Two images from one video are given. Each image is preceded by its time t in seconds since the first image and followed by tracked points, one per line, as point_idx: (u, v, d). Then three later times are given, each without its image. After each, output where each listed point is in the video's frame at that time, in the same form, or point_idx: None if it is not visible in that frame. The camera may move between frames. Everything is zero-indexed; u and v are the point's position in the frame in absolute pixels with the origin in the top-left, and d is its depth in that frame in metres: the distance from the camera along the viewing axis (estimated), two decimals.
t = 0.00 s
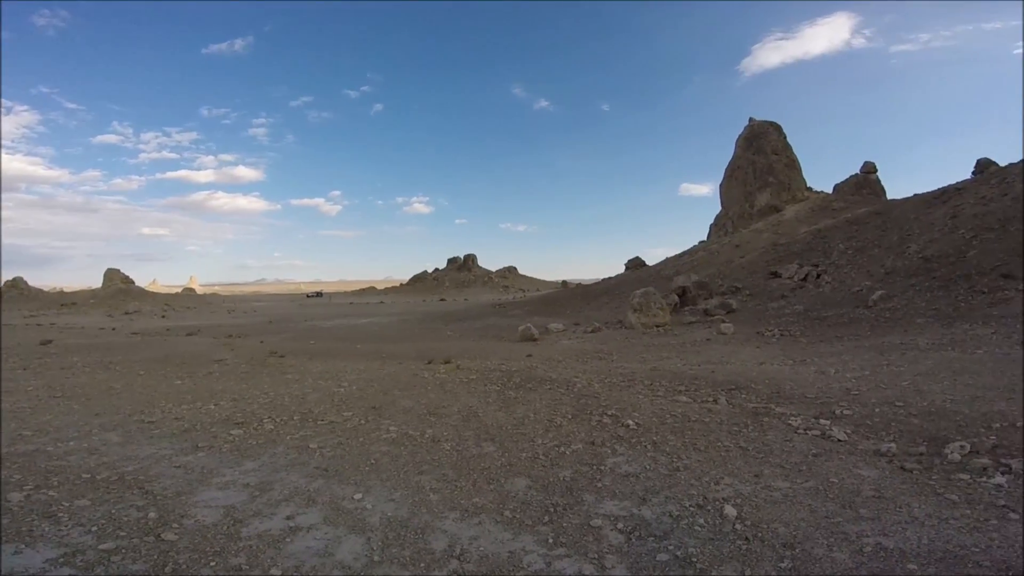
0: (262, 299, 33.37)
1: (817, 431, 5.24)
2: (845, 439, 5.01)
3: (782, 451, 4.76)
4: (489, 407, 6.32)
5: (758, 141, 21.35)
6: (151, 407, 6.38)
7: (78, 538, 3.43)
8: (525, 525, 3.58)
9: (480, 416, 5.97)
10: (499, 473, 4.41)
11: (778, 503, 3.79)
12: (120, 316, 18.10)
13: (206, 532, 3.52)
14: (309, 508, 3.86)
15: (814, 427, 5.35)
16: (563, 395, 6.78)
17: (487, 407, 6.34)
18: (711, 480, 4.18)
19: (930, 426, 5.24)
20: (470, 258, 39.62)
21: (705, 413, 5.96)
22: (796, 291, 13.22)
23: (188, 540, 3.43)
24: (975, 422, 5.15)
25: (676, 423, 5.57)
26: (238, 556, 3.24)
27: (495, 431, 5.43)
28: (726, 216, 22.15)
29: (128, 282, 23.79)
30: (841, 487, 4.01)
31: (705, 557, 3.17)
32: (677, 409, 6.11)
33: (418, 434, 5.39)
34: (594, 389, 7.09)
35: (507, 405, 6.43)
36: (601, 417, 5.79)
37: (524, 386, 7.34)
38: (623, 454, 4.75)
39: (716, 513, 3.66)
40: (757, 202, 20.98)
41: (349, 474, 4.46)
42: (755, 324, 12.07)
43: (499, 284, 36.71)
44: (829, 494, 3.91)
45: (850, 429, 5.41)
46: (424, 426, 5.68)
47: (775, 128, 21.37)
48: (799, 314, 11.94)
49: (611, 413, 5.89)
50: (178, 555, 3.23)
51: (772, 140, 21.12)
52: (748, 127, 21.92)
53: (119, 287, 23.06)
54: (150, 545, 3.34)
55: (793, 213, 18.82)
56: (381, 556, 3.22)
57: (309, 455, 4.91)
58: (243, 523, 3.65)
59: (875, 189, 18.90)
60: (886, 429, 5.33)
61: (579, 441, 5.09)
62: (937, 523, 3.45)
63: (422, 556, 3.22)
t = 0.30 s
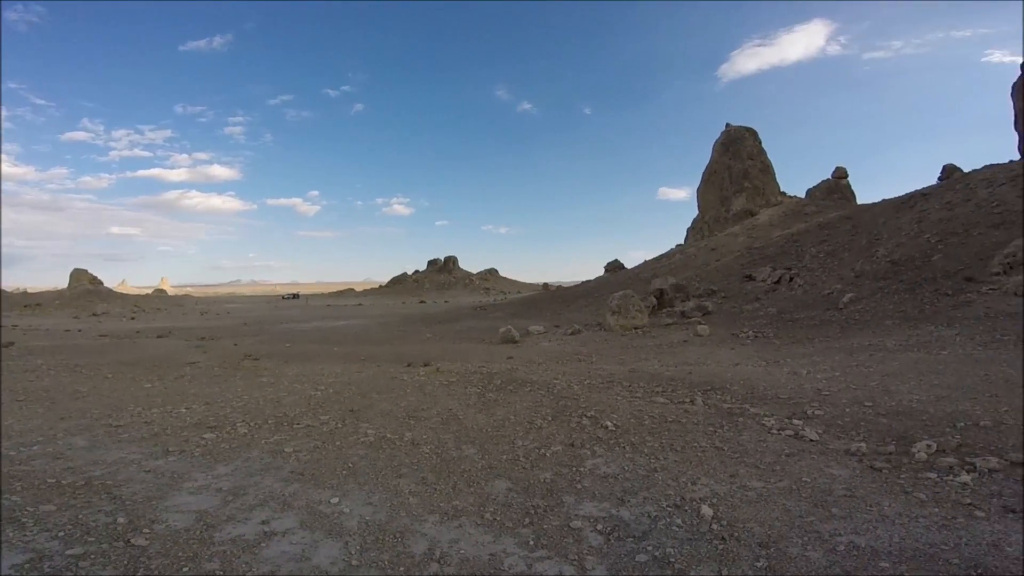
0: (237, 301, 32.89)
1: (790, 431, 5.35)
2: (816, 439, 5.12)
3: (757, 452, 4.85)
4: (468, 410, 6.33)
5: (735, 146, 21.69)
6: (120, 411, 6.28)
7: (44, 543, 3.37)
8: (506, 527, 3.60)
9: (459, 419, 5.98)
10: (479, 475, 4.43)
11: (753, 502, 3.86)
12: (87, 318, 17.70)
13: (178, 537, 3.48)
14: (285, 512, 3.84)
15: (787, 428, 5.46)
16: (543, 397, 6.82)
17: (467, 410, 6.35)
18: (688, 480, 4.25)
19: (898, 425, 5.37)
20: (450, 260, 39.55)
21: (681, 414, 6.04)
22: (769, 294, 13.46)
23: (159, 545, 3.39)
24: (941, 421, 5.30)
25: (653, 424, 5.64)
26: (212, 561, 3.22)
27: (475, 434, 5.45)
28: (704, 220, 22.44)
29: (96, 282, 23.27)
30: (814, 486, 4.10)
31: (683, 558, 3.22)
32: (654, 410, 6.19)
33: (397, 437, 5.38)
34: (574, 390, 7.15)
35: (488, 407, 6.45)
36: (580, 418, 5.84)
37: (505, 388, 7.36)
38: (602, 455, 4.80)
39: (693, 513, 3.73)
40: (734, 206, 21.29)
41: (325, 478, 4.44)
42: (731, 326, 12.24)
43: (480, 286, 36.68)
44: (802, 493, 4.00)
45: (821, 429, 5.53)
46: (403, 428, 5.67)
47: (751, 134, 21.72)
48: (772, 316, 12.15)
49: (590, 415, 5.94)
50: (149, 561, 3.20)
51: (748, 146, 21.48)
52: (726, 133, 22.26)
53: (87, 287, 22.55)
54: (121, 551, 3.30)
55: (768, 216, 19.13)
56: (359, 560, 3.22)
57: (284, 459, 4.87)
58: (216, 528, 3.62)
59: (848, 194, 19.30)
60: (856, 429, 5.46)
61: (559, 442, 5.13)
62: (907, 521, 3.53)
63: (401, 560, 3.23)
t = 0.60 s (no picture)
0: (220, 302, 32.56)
1: (772, 432, 5.41)
2: (798, 439, 5.19)
3: (740, 452, 4.91)
4: (455, 412, 6.34)
5: (720, 150, 21.89)
6: (98, 413, 6.21)
7: (20, 547, 3.33)
8: (493, 529, 3.60)
9: (445, 420, 5.98)
10: (465, 477, 4.44)
11: (737, 503, 3.91)
12: (66, 318, 17.42)
13: (158, 540, 3.46)
14: (267, 515, 3.82)
15: (770, 428, 5.52)
16: (530, 399, 6.84)
17: (454, 411, 6.35)
18: (672, 481, 4.29)
19: (878, 426, 5.45)
20: (437, 262, 39.47)
21: (667, 415, 6.09)
22: (752, 296, 13.60)
23: (139, 548, 3.36)
24: (919, 421, 5.38)
25: (639, 425, 5.68)
26: (193, 564, 3.20)
27: (462, 435, 5.45)
28: (689, 223, 22.61)
29: (75, 282, 22.91)
30: (796, 486, 4.15)
31: (668, 558, 3.24)
32: (640, 411, 6.23)
33: (383, 439, 5.37)
34: (561, 392, 7.18)
35: (475, 408, 6.45)
36: (566, 420, 5.87)
37: (492, 390, 7.37)
38: (588, 456, 4.83)
39: (677, 513, 3.76)
40: (719, 209, 21.47)
41: (309, 480, 4.42)
42: (715, 328, 12.35)
43: (467, 288, 36.63)
44: (785, 493, 4.05)
45: (803, 429, 5.60)
46: (388, 430, 5.66)
47: (736, 138, 21.93)
48: (756, 317, 12.28)
49: (577, 416, 5.97)
50: (129, 564, 3.17)
51: (733, 150, 21.69)
52: (711, 136, 22.45)
53: (65, 287, 22.19)
54: (99, 554, 3.27)
55: (752, 219, 19.32)
56: (344, 563, 3.21)
57: (267, 462, 4.84)
58: (197, 531, 3.59)
59: (830, 198, 19.55)
60: (837, 429, 5.53)
61: (546, 444, 5.15)
62: (888, 521, 3.58)
63: (387, 562, 3.22)
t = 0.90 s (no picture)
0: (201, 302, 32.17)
1: (755, 429, 5.49)
2: (779, 436, 5.27)
3: (723, 449, 4.97)
4: (441, 412, 6.34)
5: (703, 150, 22.09)
6: (74, 416, 6.13)
7: None
8: (481, 529, 3.62)
9: (431, 421, 5.99)
10: (452, 478, 4.45)
11: (721, 499, 3.96)
12: (40, 319, 17.11)
13: (139, 543, 3.44)
14: (250, 518, 3.80)
15: (752, 425, 5.60)
16: (516, 398, 6.87)
17: (439, 412, 6.34)
18: (657, 479, 4.33)
19: (857, 422, 5.54)
20: (422, 261, 39.35)
21: (651, 414, 6.14)
22: (734, 295, 13.74)
23: (119, 552, 3.34)
24: (897, 418, 5.49)
25: (624, 423, 5.73)
26: (176, 568, 3.18)
27: (448, 436, 5.46)
28: (673, 222, 22.77)
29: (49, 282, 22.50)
30: (777, 483, 4.22)
31: (654, 556, 3.28)
32: (625, 410, 6.28)
33: (367, 440, 5.37)
34: (547, 391, 7.21)
35: (461, 408, 6.46)
36: (553, 419, 5.90)
37: (478, 390, 7.38)
38: (574, 455, 4.86)
39: (662, 511, 3.80)
40: (702, 209, 21.66)
41: (292, 483, 4.40)
42: (698, 326, 12.46)
43: (453, 287, 36.57)
44: (767, 489, 4.11)
45: (784, 426, 5.68)
46: (373, 431, 5.66)
47: (719, 138, 22.13)
48: (738, 315, 12.42)
49: (562, 415, 6.01)
50: (109, 569, 3.15)
51: (715, 150, 21.89)
52: (694, 137, 22.64)
53: (40, 287, 21.77)
54: (79, 558, 3.24)
55: (735, 219, 19.51)
56: (329, 565, 3.21)
57: (249, 464, 4.82)
58: (178, 534, 3.57)
59: (811, 197, 19.81)
60: (817, 426, 5.60)
61: (532, 443, 5.18)
62: (868, 517, 3.64)
63: (374, 564, 3.23)
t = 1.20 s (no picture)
0: (173, 304, 31.64)
1: (729, 431, 5.61)
2: (753, 438, 5.39)
3: (697, 451, 5.07)
4: (419, 416, 6.36)
5: (681, 156, 22.40)
6: (36, 421, 6.02)
7: None
8: (460, 533, 3.66)
9: (409, 425, 5.99)
10: (431, 482, 4.47)
11: (696, 501, 4.05)
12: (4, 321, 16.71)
13: (105, 549, 3.41)
14: (222, 524, 3.79)
15: (726, 427, 5.72)
16: (496, 402, 6.91)
17: (417, 416, 6.37)
18: (634, 481, 4.42)
19: (827, 423, 5.69)
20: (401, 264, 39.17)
21: (629, 416, 6.23)
22: (710, 299, 13.97)
23: (84, 558, 3.32)
24: (864, 420, 5.65)
25: (602, 427, 5.81)
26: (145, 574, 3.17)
27: (426, 440, 5.49)
28: (651, 227, 23.03)
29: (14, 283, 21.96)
30: (751, 484, 4.32)
31: (633, 559, 3.34)
32: (603, 413, 6.37)
33: (343, 445, 5.37)
34: (527, 395, 7.27)
35: (440, 413, 6.48)
36: (532, 422, 5.96)
37: (457, 394, 7.41)
38: (552, 458, 4.92)
39: (640, 513, 3.88)
40: (679, 215, 21.94)
41: (265, 488, 4.39)
42: (675, 330, 12.63)
43: (432, 291, 36.50)
44: (742, 491, 4.21)
45: (757, 428, 5.81)
46: (348, 436, 5.66)
47: (696, 145, 22.45)
48: (713, 319, 12.62)
49: (541, 418, 6.07)
50: None
51: (693, 156, 22.22)
52: (672, 143, 22.95)
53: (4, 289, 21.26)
54: (43, 565, 3.21)
55: (711, 225, 19.80)
56: (305, 571, 3.22)
57: (221, 470, 4.78)
58: (147, 540, 3.55)
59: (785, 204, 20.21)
60: (788, 427, 5.74)
61: (512, 447, 5.23)
62: (839, 517, 3.76)
63: (351, 569, 3.25)
